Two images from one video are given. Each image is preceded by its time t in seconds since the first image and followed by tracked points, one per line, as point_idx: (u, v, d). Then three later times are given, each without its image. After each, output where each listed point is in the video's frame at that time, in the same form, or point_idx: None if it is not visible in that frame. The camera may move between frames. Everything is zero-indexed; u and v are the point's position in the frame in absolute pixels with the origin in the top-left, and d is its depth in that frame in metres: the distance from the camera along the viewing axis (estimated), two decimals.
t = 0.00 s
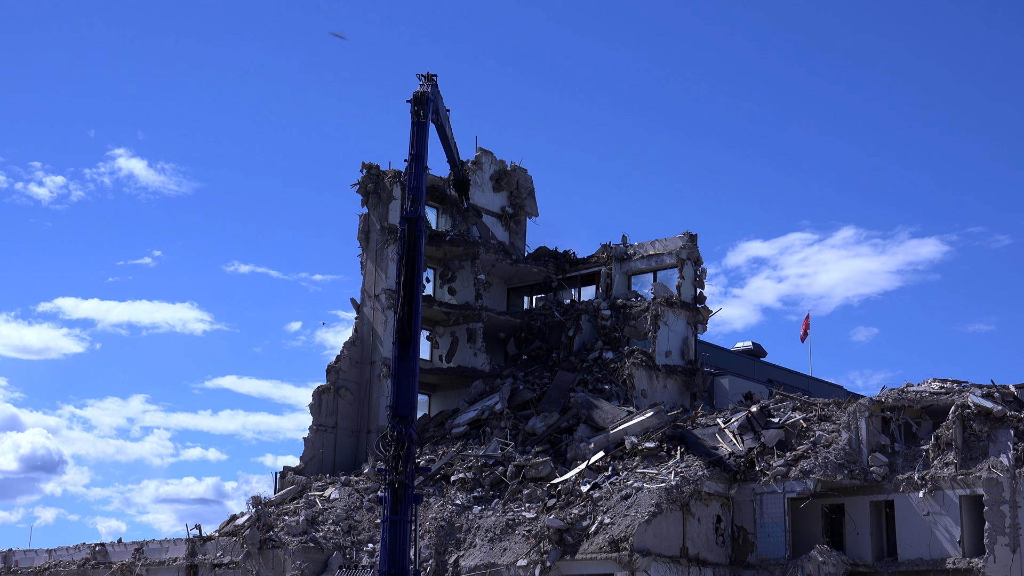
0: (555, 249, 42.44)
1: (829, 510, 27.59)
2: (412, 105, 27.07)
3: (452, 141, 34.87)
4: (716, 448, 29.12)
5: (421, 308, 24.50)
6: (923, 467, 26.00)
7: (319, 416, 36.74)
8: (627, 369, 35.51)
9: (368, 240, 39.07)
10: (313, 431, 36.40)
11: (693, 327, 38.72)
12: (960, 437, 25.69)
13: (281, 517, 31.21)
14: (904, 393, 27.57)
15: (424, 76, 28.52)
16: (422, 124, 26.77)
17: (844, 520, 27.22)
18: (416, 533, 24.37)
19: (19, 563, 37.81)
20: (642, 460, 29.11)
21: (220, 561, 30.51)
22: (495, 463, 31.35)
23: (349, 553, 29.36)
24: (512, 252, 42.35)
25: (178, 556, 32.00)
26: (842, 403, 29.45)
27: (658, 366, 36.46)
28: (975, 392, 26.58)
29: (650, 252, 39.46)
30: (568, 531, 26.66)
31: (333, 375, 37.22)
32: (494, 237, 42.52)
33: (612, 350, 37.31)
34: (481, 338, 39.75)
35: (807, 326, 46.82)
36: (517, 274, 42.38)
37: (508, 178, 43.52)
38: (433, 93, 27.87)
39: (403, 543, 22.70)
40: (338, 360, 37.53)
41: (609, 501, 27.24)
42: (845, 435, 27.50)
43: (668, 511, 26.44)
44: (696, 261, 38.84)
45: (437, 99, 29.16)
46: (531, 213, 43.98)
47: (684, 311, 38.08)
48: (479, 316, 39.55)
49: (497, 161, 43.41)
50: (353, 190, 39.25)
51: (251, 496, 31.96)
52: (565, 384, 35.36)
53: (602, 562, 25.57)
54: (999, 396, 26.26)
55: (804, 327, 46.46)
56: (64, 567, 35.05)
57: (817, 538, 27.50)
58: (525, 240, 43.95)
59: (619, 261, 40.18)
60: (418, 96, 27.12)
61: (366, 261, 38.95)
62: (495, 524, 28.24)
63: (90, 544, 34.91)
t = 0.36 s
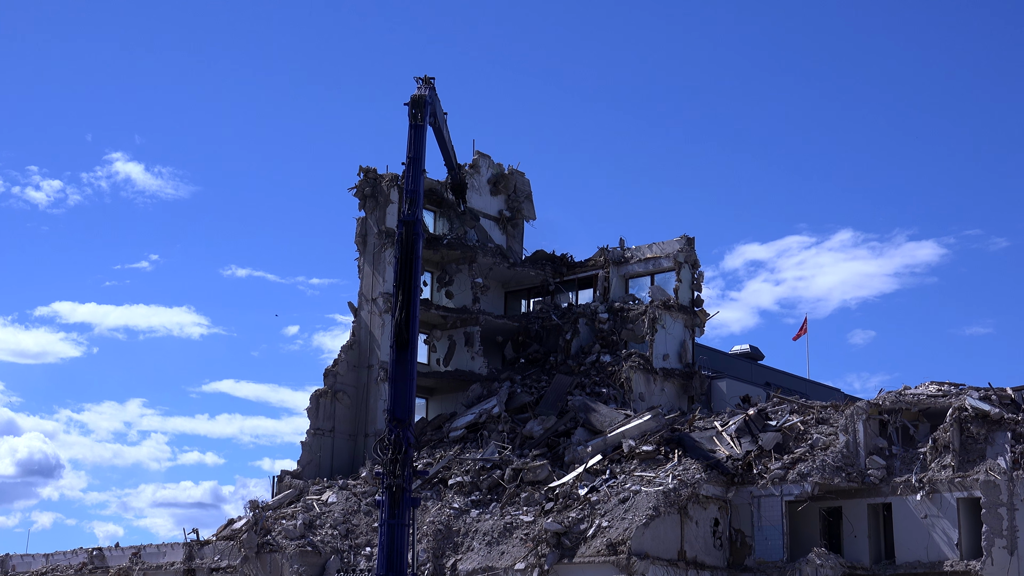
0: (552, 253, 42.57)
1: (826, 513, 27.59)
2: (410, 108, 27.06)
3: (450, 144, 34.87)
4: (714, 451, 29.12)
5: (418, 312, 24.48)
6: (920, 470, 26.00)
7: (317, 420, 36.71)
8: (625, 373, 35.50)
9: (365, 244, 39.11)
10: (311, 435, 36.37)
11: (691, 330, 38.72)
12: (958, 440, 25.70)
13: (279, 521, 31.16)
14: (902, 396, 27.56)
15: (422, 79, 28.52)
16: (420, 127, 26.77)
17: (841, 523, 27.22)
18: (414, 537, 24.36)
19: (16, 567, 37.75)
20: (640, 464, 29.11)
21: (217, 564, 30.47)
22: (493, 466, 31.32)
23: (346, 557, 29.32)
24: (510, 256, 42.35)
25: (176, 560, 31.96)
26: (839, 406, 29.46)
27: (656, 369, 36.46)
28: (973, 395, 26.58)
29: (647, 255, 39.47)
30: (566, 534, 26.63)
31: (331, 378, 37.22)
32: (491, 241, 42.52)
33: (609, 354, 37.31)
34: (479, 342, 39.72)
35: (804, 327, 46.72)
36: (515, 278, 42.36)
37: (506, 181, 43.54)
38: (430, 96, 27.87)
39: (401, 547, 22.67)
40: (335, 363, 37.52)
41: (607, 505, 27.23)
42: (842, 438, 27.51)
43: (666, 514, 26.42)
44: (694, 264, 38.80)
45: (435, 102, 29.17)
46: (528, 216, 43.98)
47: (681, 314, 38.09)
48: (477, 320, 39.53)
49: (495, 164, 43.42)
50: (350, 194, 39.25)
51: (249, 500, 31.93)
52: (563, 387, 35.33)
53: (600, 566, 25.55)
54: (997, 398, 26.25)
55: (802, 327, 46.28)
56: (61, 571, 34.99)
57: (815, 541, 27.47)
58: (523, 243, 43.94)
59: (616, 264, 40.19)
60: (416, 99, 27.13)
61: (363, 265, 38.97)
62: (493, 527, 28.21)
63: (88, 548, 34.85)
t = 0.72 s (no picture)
0: (548, 254, 42.55)
1: (822, 514, 27.60)
2: (404, 110, 27.05)
3: (444, 145, 34.85)
4: (710, 453, 29.10)
5: (413, 314, 24.44)
6: (916, 471, 26.01)
7: (312, 422, 36.67)
8: (620, 374, 35.46)
9: (360, 246, 39.11)
10: (306, 437, 36.34)
11: (686, 331, 38.71)
12: (952, 440, 25.70)
13: (274, 524, 31.09)
14: (897, 397, 27.51)
15: (416, 80, 28.51)
16: (414, 129, 26.75)
17: (837, 524, 27.23)
18: (409, 539, 24.34)
19: (11, 570, 37.64)
20: (635, 465, 29.10)
21: (213, 567, 30.41)
22: (488, 468, 31.27)
23: (342, 560, 29.28)
24: (505, 258, 42.32)
25: (171, 562, 31.89)
26: (835, 407, 29.48)
27: (651, 371, 36.46)
28: (968, 396, 26.62)
29: (642, 257, 39.46)
30: (562, 536, 26.61)
31: (326, 381, 37.18)
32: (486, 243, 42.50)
33: (605, 356, 37.31)
34: (474, 344, 39.67)
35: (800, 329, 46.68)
36: (510, 279, 42.33)
37: (501, 183, 43.50)
38: (425, 98, 27.85)
39: (396, 549, 22.65)
40: (330, 366, 37.48)
41: (603, 506, 27.22)
42: (837, 439, 27.54)
43: (662, 516, 26.41)
44: (689, 266, 38.78)
45: (429, 103, 29.15)
46: (523, 219, 43.96)
47: (677, 315, 38.11)
48: (472, 322, 39.47)
49: (490, 166, 43.41)
50: (345, 196, 39.24)
51: (244, 503, 31.87)
52: (558, 389, 35.29)
53: (595, 567, 25.53)
54: (991, 399, 26.29)
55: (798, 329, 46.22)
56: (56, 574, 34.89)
57: (810, 542, 27.49)
58: (518, 245, 43.91)
59: (611, 266, 40.18)
60: (410, 100, 27.12)
61: (358, 267, 38.95)
62: (488, 529, 28.18)
63: (82, 551, 34.76)
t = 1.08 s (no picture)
0: (544, 255, 42.55)
1: (819, 514, 27.60)
2: (401, 109, 27.05)
3: (441, 144, 34.83)
4: (707, 453, 29.09)
5: (410, 314, 24.41)
6: (913, 471, 26.03)
7: (309, 423, 36.63)
8: (617, 375, 35.46)
9: (357, 246, 39.01)
10: (303, 438, 36.30)
11: (683, 331, 38.73)
12: (950, 440, 25.72)
13: (272, 525, 31.06)
14: (894, 397, 27.52)
15: (413, 79, 28.51)
16: (411, 128, 26.75)
17: (834, 524, 27.24)
18: (407, 539, 24.31)
19: (8, 572, 37.56)
20: (632, 466, 29.10)
21: (210, 568, 30.39)
22: (486, 469, 31.24)
23: (340, 560, 29.25)
24: (502, 258, 42.31)
25: (168, 564, 31.86)
26: (832, 407, 29.49)
27: (648, 371, 36.46)
28: (965, 395, 26.64)
29: (639, 257, 39.47)
30: (559, 536, 26.59)
31: (324, 381, 37.13)
32: (483, 243, 42.49)
33: (602, 356, 37.29)
34: (472, 344, 39.65)
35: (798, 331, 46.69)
36: (507, 280, 42.31)
37: (498, 183, 43.52)
38: (421, 97, 27.85)
39: (394, 550, 22.63)
40: (328, 366, 37.44)
41: (600, 507, 27.20)
42: (835, 439, 27.52)
43: (659, 516, 26.40)
44: (686, 266, 38.81)
45: (426, 103, 29.15)
46: (520, 219, 43.96)
47: (674, 316, 38.13)
48: (469, 322, 39.46)
49: (486, 167, 43.41)
50: (342, 196, 39.17)
51: (241, 504, 31.83)
52: (555, 390, 35.30)
53: (593, 568, 25.52)
54: (989, 398, 26.32)
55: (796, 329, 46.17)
56: None
57: (808, 542, 27.50)
58: (515, 246, 43.89)
59: (608, 266, 40.18)
60: (407, 100, 27.12)
61: (355, 268, 38.89)
62: (486, 529, 28.18)
63: (80, 553, 34.69)
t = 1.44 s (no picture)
0: (543, 255, 42.55)
1: (818, 513, 27.61)
2: (399, 107, 27.02)
3: (439, 143, 34.77)
4: (705, 452, 29.10)
5: (408, 314, 24.41)
6: (912, 469, 26.05)
7: (308, 424, 36.62)
8: (616, 375, 35.47)
9: (355, 246, 39.02)
10: (302, 438, 36.29)
11: (681, 331, 38.75)
12: (948, 439, 25.76)
13: (271, 525, 31.05)
14: (893, 396, 27.58)
15: (410, 78, 28.45)
16: (408, 127, 26.71)
17: (833, 523, 27.25)
18: (406, 540, 24.30)
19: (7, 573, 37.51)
20: (631, 465, 29.10)
21: (209, 569, 30.37)
22: (485, 469, 31.22)
23: (339, 561, 29.26)
24: (500, 258, 42.31)
25: (167, 565, 31.84)
26: (830, 406, 29.49)
27: (647, 371, 36.47)
28: (963, 394, 26.64)
29: (637, 257, 39.49)
30: (558, 536, 26.59)
31: (322, 382, 37.13)
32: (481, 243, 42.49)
33: (600, 356, 37.27)
34: (470, 344, 39.65)
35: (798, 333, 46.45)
36: (505, 280, 42.32)
37: (496, 183, 43.52)
38: (419, 95, 27.80)
39: (393, 550, 22.63)
40: (327, 367, 37.44)
41: (599, 506, 27.21)
42: (833, 437, 27.52)
43: (658, 516, 26.40)
44: (684, 265, 38.83)
45: (423, 101, 29.10)
46: (518, 219, 43.94)
47: (672, 315, 38.14)
48: (468, 322, 39.47)
49: (484, 167, 43.40)
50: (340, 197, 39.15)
51: (240, 505, 31.83)
52: (554, 390, 35.32)
53: (592, 567, 25.53)
54: (987, 397, 26.33)
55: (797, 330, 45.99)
56: None
57: (807, 541, 27.53)
58: (513, 246, 43.88)
59: (606, 266, 40.19)
60: (404, 98, 27.08)
61: (353, 268, 38.87)
62: (484, 529, 28.17)
63: (79, 554, 34.68)
